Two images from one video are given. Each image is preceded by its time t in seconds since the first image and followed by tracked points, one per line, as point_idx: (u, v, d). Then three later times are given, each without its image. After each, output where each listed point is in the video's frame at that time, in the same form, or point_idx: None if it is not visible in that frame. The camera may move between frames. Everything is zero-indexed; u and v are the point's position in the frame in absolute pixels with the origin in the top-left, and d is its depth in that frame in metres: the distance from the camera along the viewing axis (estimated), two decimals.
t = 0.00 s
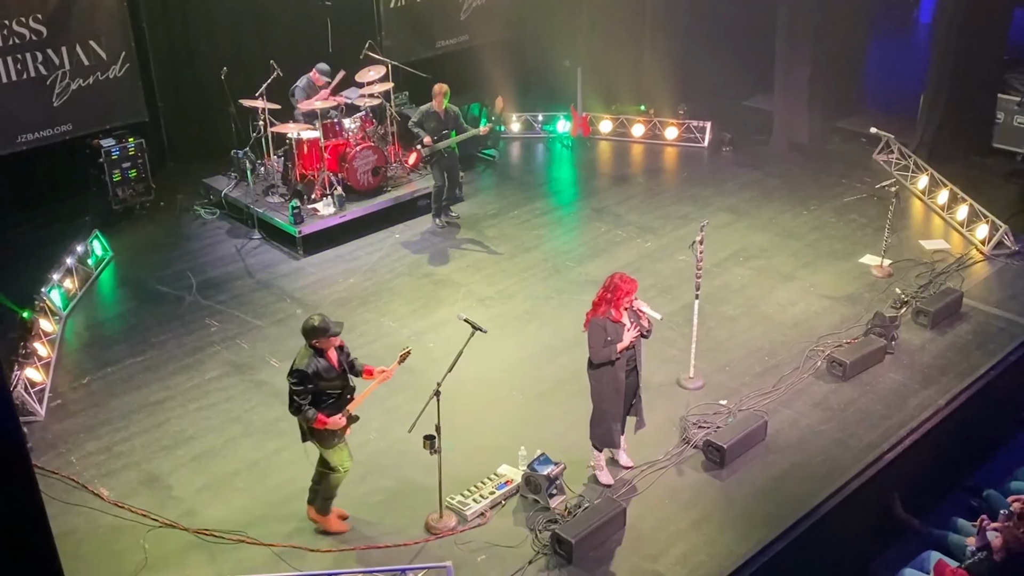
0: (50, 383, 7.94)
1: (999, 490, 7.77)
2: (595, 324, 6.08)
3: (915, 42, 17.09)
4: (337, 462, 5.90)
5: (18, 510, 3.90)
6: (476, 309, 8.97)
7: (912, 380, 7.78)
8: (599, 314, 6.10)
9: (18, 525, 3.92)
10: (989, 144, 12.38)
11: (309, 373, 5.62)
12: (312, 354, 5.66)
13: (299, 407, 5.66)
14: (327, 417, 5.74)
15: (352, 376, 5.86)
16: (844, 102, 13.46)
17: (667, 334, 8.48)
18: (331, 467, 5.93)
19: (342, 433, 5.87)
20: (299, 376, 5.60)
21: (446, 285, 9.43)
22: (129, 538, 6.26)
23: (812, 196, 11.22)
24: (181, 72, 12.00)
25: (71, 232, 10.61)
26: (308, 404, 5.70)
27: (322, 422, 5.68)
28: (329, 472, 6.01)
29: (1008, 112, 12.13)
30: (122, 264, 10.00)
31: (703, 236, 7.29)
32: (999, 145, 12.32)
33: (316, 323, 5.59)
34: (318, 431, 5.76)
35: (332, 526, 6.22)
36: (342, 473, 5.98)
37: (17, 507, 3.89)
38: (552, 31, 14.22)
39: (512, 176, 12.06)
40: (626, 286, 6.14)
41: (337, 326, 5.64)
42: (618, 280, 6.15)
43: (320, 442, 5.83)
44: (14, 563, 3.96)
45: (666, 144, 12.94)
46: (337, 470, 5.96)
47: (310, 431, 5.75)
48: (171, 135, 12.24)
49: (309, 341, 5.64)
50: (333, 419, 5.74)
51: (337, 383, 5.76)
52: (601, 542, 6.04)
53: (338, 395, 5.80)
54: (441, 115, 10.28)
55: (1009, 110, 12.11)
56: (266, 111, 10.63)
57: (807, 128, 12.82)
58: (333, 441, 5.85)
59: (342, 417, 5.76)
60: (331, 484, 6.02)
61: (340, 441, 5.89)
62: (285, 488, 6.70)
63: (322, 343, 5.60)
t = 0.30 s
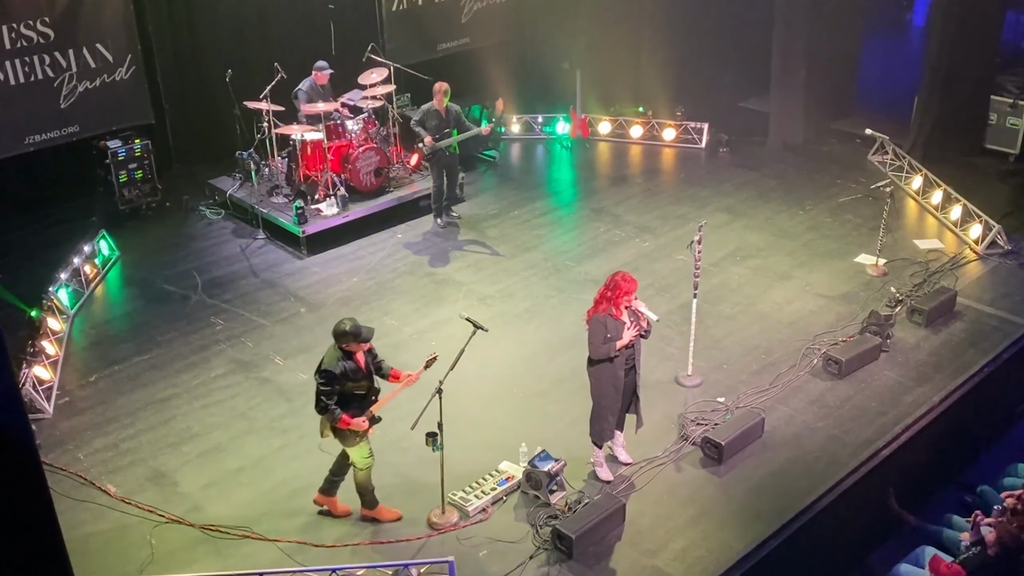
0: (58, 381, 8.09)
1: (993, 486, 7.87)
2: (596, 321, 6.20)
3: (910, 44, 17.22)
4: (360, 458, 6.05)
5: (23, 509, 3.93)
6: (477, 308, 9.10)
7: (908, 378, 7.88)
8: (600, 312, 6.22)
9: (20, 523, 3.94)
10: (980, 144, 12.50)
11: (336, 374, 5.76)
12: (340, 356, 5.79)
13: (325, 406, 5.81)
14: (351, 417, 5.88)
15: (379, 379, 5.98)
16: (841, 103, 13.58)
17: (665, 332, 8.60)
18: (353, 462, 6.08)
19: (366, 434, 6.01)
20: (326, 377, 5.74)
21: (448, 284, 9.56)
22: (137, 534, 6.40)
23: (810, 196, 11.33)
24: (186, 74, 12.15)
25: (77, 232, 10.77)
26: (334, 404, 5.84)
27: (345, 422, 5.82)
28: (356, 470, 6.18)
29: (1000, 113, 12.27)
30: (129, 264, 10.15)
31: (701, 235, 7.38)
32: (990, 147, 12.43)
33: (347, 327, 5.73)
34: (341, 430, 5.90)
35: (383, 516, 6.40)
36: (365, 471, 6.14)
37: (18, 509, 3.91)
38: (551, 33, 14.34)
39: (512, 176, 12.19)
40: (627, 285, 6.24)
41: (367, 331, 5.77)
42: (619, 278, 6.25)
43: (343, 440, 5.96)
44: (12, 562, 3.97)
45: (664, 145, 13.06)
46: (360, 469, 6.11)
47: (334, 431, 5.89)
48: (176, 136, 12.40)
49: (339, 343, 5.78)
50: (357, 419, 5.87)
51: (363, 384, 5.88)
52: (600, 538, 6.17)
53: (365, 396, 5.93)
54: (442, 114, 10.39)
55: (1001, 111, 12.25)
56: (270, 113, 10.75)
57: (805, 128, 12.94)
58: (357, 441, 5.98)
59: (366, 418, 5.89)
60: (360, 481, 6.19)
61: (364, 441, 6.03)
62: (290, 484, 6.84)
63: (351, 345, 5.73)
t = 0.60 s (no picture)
0: (59, 381, 8.11)
1: (991, 486, 7.90)
2: (595, 320, 6.24)
3: (908, 45, 17.25)
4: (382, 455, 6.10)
5: (27, 510, 3.92)
6: (478, 308, 9.11)
7: (907, 378, 7.90)
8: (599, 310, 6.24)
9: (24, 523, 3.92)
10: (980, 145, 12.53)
11: (363, 368, 5.82)
12: (362, 351, 5.85)
13: (358, 404, 5.84)
14: (382, 412, 5.94)
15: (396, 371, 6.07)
16: (840, 103, 13.61)
17: (665, 332, 8.62)
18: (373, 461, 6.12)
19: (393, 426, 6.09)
20: (356, 373, 5.79)
21: (448, 284, 9.58)
22: (138, 533, 6.43)
23: (809, 196, 11.35)
24: (187, 74, 12.17)
25: (78, 232, 10.79)
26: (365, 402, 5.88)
27: (380, 417, 5.87)
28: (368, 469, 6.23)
29: (999, 113, 12.29)
30: (129, 264, 10.17)
31: (701, 235, 7.40)
32: (989, 147, 12.47)
33: (364, 320, 5.79)
34: (373, 426, 5.95)
35: (379, 516, 6.41)
36: (378, 471, 6.20)
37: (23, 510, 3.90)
38: (552, 32, 14.35)
39: (512, 176, 12.21)
40: (626, 283, 6.26)
41: (384, 321, 5.86)
42: (617, 278, 6.28)
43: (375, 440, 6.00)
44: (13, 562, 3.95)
45: (664, 145, 13.08)
46: (375, 468, 6.17)
47: (367, 428, 5.93)
48: (177, 136, 12.41)
49: (358, 338, 5.84)
50: (388, 412, 5.94)
51: (387, 377, 5.97)
52: (600, 538, 6.19)
53: (387, 388, 6.02)
54: (445, 118, 10.42)
55: (1001, 112, 12.27)
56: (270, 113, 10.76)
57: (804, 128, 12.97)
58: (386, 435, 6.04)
59: (394, 410, 5.98)
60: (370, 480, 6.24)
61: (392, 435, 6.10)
62: (291, 483, 6.87)
63: (372, 338, 5.81)
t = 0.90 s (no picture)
0: (58, 380, 8.10)
1: (991, 487, 7.90)
2: (592, 321, 6.24)
3: (907, 45, 17.25)
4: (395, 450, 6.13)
5: (25, 510, 3.91)
6: (477, 308, 9.11)
7: (906, 379, 7.90)
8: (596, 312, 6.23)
9: (23, 523, 3.92)
10: (980, 146, 12.59)
11: (386, 360, 5.90)
12: (383, 344, 5.93)
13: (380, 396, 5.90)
14: (404, 404, 6.02)
15: (415, 366, 6.12)
16: (840, 104, 13.62)
17: (664, 333, 8.62)
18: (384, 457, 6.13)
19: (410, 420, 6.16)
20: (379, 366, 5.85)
21: (447, 285, 9.57)
22: (137, 533, 6.42)
23: (808, 197, 11.36)
24: (186, 74, 12.15)
25: (78, 232, 10.78)
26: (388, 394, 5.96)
27: (402, 409, 5.95)
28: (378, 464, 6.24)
29: (999, 114, 12.39)
30: (128, 264, 10.16)
31: (701, 236, 7.39)
32: (989, 147, 12.55)
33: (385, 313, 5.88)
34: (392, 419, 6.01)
35: (380, 517, 6.42)
36: (388, 468, 6.21)
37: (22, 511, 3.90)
38: (552, 32, 14.35)
39: (512, 176, 12.21)
40: (623, 285, 6.26)
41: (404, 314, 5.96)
42: (614, 280, 6.28)
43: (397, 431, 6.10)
44: (11, 562, 3.95)
45: (664, 145, 13.08)
46: (385, 464, 6.18)
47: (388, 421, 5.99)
48: (176, 135, 12.39)
49: (378, 331, 5.92)
50: (409, 405, 6.01)
51: (408, 370, 6.04)
52: (600, 539, 6.18)
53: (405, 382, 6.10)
54: (445, 120, 10.42)
55: (1001, 112, 12.36)
56: (270, 113, 10.74)
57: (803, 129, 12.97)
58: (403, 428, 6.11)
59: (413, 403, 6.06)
60: (377, 476, 6.25)
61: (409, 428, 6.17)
62: (290, 484, 6.86)
63: (393, 331, 5.89)
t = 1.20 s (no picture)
0: (57, 380, 8.10)
1: (990, 487, 7.90)
2: (591, 322, 6.23)
3: (907, 46, 17.27)
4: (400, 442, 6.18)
5: (23, 511, 3.90)
6: (477, 309, 9.11)
7: (905, 380, 7.90)
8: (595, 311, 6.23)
9: (25, 525, 3.92)
10: (979, 146, 12.54)
11: (389, 349, 5.91)
12: (391, 334, 5.96)
13: (380, 383, 5.90)
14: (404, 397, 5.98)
15: (423, 361, 6.12)
16: (839, 105, 13.63)
17: (663, 333, 8.62)
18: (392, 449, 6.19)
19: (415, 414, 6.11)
20: (381, 352, 5.87)
21: (446, 285, 9.57)
22: (136, 533, 6.42)
23: (807, 197, 11.37)
24: (185, 74, 12.14)
25: (77, 232, 10.78)
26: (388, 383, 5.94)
27: (401, 401, 5.91)
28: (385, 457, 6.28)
29: (997, 115, 12.32)
30: (127, 264, 10.16)
31: (700, 237, 7.38)
32: (989, 149, 12.48)
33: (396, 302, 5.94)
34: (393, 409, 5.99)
35: (381, 513, 6.42)
36: (395, 460, 6.24)
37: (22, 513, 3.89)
38: (550, 33, 14.34)
39: (511, 177, 12.22)
40: (621, 285, 6.24)
41: (416, 306, 5.98)
42: (612, 279, 6.27)
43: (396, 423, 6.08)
44: (11, 562, 3.94)
45: (663, 146, 13.08)
46: (392, 456, 6.22)
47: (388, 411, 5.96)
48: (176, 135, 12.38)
49: (390, 320, 5.96)
50: (409, 399, 5.97)
51: (412, 364, 6.03)
52: (599, 539, 6.18)
53: (413, 375, 6.08)
54: (443, 118, 10.44)
55: (1000, 113, 12.29)
56: (269, 113, 10.74)
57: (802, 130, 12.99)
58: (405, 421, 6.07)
59: (417, 397, 6.00)
60: (381, 469, 6.27)
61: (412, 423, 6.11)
62: (288, 484, 6.86)
63: (401, 321, 5.92)
